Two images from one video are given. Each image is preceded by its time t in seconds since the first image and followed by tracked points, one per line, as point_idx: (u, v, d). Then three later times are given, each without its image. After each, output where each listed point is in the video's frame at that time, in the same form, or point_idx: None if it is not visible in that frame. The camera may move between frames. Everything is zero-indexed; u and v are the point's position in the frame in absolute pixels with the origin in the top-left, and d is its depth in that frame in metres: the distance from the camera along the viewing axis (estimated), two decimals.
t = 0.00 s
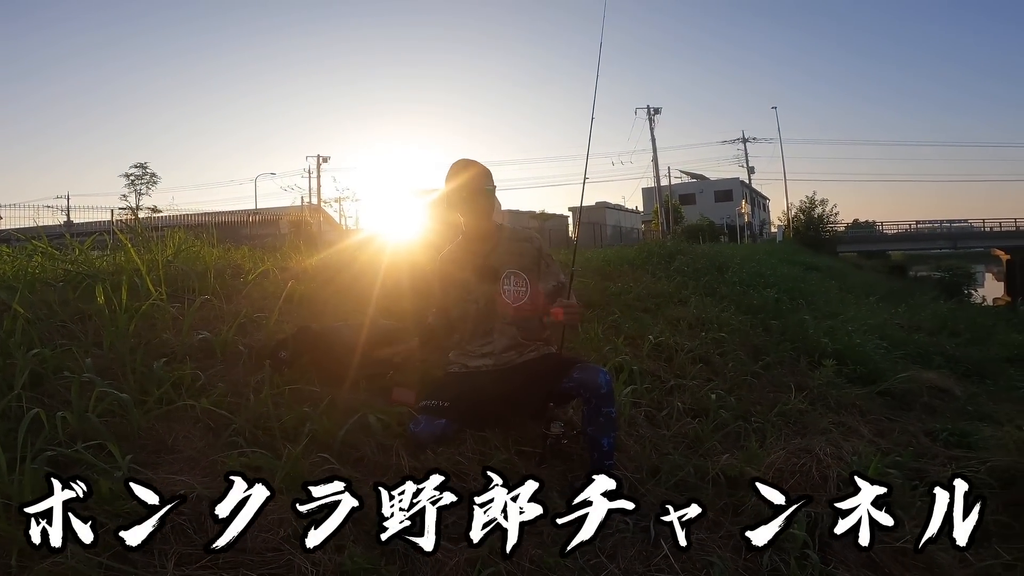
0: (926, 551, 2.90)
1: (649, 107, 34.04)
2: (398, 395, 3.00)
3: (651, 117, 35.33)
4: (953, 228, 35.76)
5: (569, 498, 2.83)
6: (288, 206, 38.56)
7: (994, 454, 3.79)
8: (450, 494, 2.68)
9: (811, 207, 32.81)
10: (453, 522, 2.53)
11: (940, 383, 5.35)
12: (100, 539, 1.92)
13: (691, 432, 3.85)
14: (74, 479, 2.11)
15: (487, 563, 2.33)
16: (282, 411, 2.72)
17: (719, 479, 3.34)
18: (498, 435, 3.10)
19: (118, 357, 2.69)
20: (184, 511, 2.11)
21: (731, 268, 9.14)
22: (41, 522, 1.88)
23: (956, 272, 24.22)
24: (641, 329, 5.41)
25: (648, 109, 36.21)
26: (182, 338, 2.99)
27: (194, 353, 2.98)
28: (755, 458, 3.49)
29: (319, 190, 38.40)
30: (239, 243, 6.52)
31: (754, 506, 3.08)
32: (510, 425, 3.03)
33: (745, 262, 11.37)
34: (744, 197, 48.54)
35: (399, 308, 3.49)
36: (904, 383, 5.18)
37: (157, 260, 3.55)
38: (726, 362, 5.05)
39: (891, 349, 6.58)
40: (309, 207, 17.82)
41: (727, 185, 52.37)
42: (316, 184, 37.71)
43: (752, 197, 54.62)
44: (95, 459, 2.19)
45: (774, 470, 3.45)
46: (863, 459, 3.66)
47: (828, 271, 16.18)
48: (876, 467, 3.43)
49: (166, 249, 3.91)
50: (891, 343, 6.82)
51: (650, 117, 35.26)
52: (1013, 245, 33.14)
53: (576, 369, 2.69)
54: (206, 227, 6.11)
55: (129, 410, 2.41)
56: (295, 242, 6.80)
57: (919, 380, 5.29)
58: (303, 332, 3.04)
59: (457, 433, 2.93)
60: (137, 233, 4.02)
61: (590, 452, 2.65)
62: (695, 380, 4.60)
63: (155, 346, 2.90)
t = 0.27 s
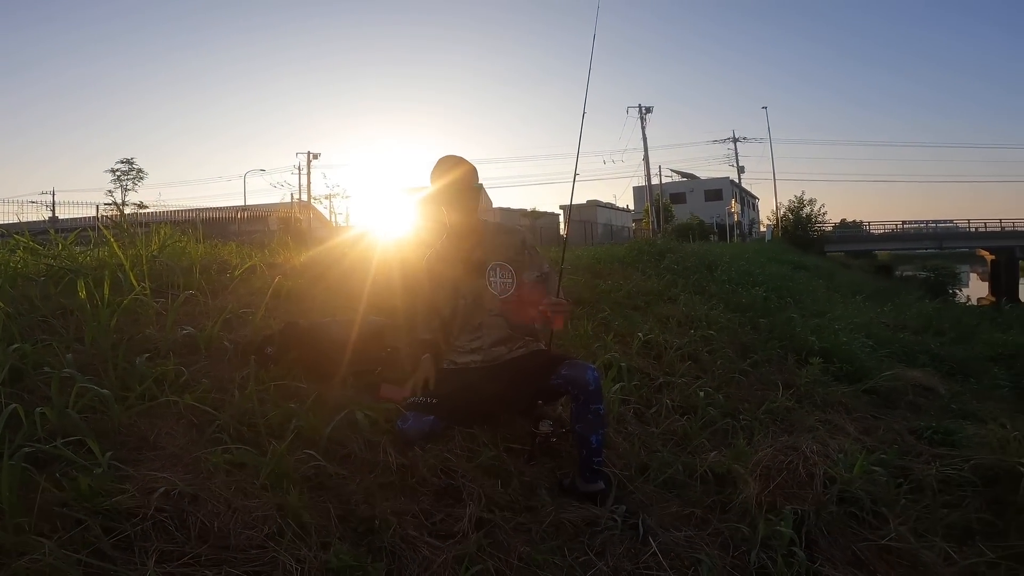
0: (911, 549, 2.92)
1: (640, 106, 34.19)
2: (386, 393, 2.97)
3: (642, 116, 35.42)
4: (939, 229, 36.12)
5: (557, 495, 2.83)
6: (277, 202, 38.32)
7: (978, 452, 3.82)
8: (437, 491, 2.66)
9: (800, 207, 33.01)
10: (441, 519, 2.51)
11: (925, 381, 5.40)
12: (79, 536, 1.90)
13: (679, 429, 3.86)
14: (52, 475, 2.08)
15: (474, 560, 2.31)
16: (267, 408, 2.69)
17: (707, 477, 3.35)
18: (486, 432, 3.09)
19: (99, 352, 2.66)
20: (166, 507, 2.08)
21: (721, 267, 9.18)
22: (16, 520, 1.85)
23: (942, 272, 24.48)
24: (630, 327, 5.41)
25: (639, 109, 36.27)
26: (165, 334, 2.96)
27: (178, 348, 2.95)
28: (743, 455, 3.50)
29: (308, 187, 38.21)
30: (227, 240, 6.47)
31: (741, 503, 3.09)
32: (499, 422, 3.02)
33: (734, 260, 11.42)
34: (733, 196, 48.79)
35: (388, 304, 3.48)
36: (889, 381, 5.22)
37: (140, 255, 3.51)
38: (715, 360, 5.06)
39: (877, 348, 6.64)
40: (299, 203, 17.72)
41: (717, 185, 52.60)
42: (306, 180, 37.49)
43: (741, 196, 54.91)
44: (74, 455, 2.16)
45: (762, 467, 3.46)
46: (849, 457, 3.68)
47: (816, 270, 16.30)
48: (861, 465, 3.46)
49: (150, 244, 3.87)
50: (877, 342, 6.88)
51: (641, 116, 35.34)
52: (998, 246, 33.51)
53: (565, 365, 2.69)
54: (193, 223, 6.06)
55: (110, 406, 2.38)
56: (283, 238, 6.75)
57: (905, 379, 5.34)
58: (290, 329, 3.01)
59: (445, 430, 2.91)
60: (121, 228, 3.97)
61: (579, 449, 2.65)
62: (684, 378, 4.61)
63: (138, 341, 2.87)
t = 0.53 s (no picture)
0: (894, 548, 2.95)
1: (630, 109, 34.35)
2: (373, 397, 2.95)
3: (631, 118, 35.56)
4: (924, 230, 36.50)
5: (543, 497, 2.83)
6: (266, 205, 38.12)
7: (961, 451, 3.86)
8: (423, 494, 2.66)
9: (787, 209, 33.26)
10: (427, 521, 2.51)
11: (909, 381, 5.45)
12: (57, 539, 1.88)
13: (666, 431, 3.87)
14: (31, 480, 2.06)
15: (459, 562, 2.31)
16: (251, 412, 2.68)
17: (693, 478, 3.36)
18: (473, 435, 3.09)
19: (80, 357, 2.64)
20: (147, 511, 2.07)
21: (709, 269, 9.23)
22: None
23: (927, 273, 24.75)
24: (617, 329, 5.44)
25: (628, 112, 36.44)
26: (147, 338, 2.94)
27: (160, 352, 2.93)
28: (728, 456, 3.53)
29: (297, 189, 38.03)
30: (213, 243, 6.44)
31: (726, 504, 3.11)
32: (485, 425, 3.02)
33: (722, 262, 11.48)
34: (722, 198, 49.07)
35: (374, 307, 3.47)
36: (875, 382, 5.26)
37: (123, 259, 3.49)
38: (702, 362, 5.09)
39: (863, 349, 6.70)
40: (289, 206, 17.64)
41: (705, 187, 52.89)
42: (295, 183, 37.33)
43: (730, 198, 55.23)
44: (53, 459, 2.15)
45: (747, 468, 3.48)
46: (834, 457, 3.71)
47: (804, 272, 16.42)
48: (846, 465, 3.48)
49: (134, 248, 3.84)
50: (863, 343, 6.94)
51: (630, 118, 35.49)
52: (982, 247, 33.92)
53: (551, 367, 2.70)
54: (179, 227, 6.02)
55: (91, 410, 2.36)
56: (271, 241, 6.72)
57: (890, 379, 5.39)
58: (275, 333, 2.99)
59: (431, 433, 2.91)
60: (105, 231, 3.95)
61: (565, 451, 2.65)
62: (671, 379, 4.63)
63: (120, 346, 2.85)
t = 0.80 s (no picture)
0: (898, 551, 2.93)
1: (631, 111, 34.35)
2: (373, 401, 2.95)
3: (632, 121, 35.58)
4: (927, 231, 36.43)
5: (544, 501, 2.82)
6: (268, 209, 38.18)
7: (965, 454, 3.85)
8: (424, 498, 2.65)
9: (789, 211, 33.26)
10: (427, 526, 2.50)
11: (913, 383, 5.43)
12: (57, 545, 1.88)
13: (667, 434, 3.86)
14: (31, 485, 2.06)
15: (460, 568, 2.30)
16: (251, 417, 2.67)
17: (695, 482, 3.35)
18: (474, 439, 3.08)
19: (81, 362, 2.64)
20: (146, 516, 2.06)
21: (710, 271, 9.23)
22: None
23: (930, 274, 24.71)
24: (619, 332, 5.43)
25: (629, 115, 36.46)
26: (148, 344, 2.94)
27: (161, 358, 2.93)
28: (731, 460, 3.51)
29: (299, 193, 38.09)
30: (215, 248, 6.45)
31: (729, 508, 3.09)
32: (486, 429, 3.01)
33: (724, 264, 11.47)
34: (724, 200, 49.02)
35: (375, 311, 3.46)
36: (878, 384, 5.25)
37: (124, 265, 3.49)
38: (704, 365, 5.08)
39: (866, 351, 6.68)
40: (291, 210, 17.65)
41: (707, 189, 52.86)
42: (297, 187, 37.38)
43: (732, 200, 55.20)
44: (53, 465, 2.14)
45: (750, 471, 3.47)
46: (837, 460, 3.70)
47: (806, 273, 16.39)
48: (849, 468, 3.47)
49: (135, 254, 3.85)
50: (866, 345, 6.92)
51: (632, 121, 35.54)
52: (985, 248, 33.84)
53: (552, 371, 2.69)
54: (180, 232, 6.03)
55: (91, 416, 2.36)
56: (272, 246, 6.73)
57: (893, 381, 5.37)
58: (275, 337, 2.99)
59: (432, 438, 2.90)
60: (106, 237, 3.95)
61: (566, 455, 2.64)
62: (672, 383, 4.62)
63: (120, 351, 2.85)
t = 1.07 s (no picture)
0: (909, 555, 2.90)
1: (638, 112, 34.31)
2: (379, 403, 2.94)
3: (639, 122, 35.50)
4: (937, 231, 36.17)
5: (550, 504, 2.81)
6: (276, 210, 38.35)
7: (977, 456, 3.81)
8: (429, 501, 2.64)
9: (797, 211, 33.11)
10: (433, 529, 2.48)
11: (924, 385, 5.38)
12: (63, 547, 1.88)
13: (675, 437, 3.84)
14: (38, 487, 2.06)
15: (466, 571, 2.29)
16: (257, 419, 2.67)
17: (703, 485, 3.33)
18: (480, 441, 3.07)
19: (88, 364, 2.64)
20: (152, 519, 2.06)
21: (718, 272, 9.19)
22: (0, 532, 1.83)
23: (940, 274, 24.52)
24: (626, 334, 5.41)
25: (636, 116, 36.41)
26: (155, 346, 2.95)
27: (168, 360, 2.93)
28: (739, 462, 3.49)
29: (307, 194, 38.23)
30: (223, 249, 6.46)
31: (737, 511, 3.07)
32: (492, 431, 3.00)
33: (732, 265, 11.42)
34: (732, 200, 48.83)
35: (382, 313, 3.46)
36: (888, 386, 5.20)
37: (132, 266, 3.50)
38: (712, 366, 5.05)
39: (876, 352, 6.62)
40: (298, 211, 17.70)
41: (715, 189, 52.68)
42: (305, 188, 37.50)
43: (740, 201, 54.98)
44: (60, 467, 2.15)
45: (758, 475, 3.44)
46: (846, 463, 3.66)
47: (814, 274, 16.30)
48: (858, 471, 3.44)
49: (144, 255, 3.86)
50: (876, 346, 6.86)
51: (639, 121, 35.46)
52: (996, 249, 33.56)
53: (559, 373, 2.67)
54: (188, 233, 6.05)
55: (98, 418, 2.36)
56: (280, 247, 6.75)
57: (904, 383, 5.32)
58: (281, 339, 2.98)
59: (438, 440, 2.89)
60: (115, 238, 3.97)
61: (573, 458, 2.62)
62: (680, 385, 4.60)
63: (127, 353, 2.85)
